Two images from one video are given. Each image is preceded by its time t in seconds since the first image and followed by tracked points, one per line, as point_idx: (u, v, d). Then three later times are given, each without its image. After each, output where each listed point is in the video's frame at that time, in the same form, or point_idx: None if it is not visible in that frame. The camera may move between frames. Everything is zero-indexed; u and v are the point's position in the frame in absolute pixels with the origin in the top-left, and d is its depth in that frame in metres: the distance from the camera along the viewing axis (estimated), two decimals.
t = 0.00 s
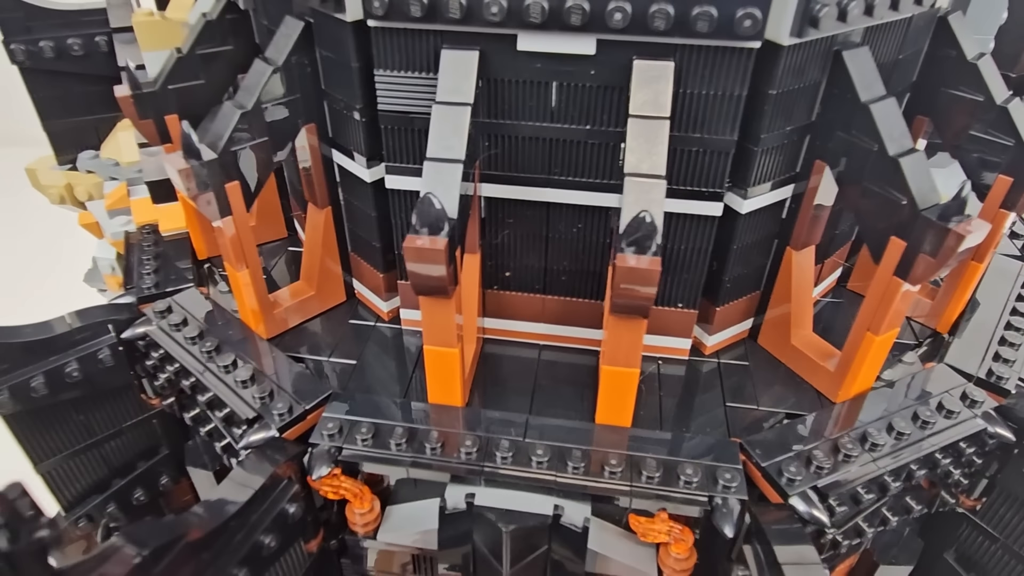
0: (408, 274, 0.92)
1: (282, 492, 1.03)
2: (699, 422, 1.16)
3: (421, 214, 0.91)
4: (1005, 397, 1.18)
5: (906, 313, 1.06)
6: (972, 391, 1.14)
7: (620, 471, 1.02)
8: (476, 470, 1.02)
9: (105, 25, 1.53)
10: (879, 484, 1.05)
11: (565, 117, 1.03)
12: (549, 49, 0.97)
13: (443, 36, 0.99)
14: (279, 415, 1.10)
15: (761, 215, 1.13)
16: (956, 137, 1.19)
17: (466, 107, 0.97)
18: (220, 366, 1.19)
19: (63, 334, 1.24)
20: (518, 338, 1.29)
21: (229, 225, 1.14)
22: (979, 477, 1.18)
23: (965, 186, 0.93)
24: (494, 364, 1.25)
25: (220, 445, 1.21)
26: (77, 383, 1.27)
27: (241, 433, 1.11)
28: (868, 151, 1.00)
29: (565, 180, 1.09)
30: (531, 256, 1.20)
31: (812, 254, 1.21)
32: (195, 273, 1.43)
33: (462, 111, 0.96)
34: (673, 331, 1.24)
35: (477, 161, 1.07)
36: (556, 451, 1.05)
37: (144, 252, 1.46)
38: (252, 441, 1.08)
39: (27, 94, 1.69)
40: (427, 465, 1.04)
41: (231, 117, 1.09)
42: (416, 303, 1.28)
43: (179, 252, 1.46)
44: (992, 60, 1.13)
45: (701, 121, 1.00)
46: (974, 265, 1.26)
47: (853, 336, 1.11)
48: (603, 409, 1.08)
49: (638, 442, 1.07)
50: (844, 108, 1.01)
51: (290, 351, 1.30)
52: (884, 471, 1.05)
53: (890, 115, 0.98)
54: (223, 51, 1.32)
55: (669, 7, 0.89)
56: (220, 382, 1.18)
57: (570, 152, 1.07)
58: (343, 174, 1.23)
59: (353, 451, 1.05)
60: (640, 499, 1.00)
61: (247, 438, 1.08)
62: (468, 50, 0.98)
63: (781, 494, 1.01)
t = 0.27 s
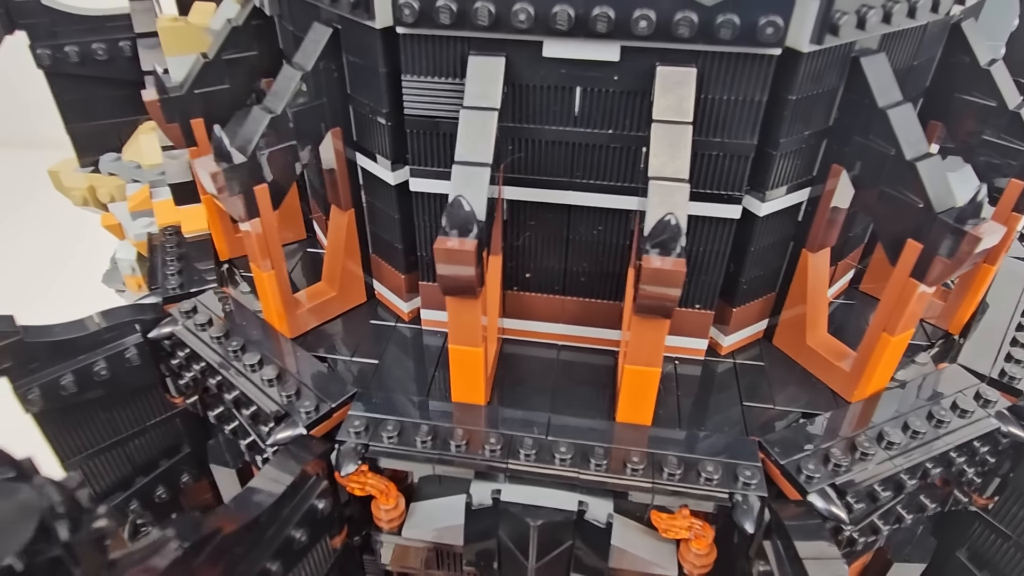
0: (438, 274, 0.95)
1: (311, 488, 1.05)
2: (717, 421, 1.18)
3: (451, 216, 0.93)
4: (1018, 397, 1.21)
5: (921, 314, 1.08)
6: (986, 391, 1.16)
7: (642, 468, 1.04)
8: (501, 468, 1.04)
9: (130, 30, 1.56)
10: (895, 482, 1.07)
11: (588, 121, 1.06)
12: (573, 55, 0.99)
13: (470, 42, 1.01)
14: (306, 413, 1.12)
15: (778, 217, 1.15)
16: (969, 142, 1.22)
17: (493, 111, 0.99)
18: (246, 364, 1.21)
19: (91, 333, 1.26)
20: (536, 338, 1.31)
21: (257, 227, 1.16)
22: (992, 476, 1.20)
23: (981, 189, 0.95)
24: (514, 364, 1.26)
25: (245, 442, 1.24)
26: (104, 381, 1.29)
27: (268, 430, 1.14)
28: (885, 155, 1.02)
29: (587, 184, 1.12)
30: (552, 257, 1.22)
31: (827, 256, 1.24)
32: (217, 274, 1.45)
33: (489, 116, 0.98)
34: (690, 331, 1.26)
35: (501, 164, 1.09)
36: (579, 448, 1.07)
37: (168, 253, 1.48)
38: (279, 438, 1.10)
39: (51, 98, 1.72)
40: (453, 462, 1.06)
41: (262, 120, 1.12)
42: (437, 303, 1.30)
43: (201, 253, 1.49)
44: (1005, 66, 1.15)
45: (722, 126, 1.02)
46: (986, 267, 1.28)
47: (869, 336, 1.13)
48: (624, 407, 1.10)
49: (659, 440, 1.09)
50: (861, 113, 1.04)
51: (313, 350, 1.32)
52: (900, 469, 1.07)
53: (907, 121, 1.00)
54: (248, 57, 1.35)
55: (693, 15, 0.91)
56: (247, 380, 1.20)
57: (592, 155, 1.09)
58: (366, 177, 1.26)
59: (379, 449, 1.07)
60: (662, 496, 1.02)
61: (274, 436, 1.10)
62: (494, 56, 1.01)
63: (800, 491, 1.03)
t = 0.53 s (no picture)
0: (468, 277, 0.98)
1: (342, 487, 1.07)
2: (740, 420, 1.20)
3: (482, 221, 0.95)
4: None
5: (938, 317, 1.11)
6: (1000, 393, 1.19)
7: (666, 468, 1.06)
8: (528, 467, 1.07)
9: (156, 38, 1.59)
10: (913, 482, 1.09)
11: (613, 129, 1.08)
12: (599, 65, 1.02)
13: (498, 52, 1.04)
14: (336, 413, 1.15)
15: (797, 223, 1.17)
16: (983, 149, 1.24)
17: (521, 119, 1.02)
18: (275, 366, 1.24)
19: (123, 335, 1.29)
20: (557, 340, 1.33)
21: (287, 231, 1.19)
22: (1007, 477, 1.22)
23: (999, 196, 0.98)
24: (536, 366, 1.29)
25: (272, 443, 1.26)
26: (133, 383, 1.31)
27: (299, 431, 1.16)
28: (903, 162, 1.05)
29: (611, 189, 1.14)
30: (574, 262, 1.25)
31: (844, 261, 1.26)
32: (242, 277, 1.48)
33: (517, 124, 1.01)
34: (709, 334, 1.28)
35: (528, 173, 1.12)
36: (603, 449, 1.09)
37: (193, 256, 1.52)
38: (308, 438, 1.12)
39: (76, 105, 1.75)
40: (480, 462, 1.08)
41: (291, 130, 1.13)
42: (459, 306, 1.32)
43: (226, 257, 1.52)
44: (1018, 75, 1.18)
45: (744, 134, 1.05)
46: (1000, 272, 1.28)
47: (886, 339, 1.15)
48: (647, 408, 1.12)
49: (681, 441, 1.11)
50: (880, 121, 1.06)
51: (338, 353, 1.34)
52: (918, 469, 1.09)
53: (924, 129, 1.03)
54: (275, 65, 1.38)
55: (718, 26, 0.94)
56: (276, 382, 1.23)
57: (616, 162, 1.11)
58: (392, 183, 1.29)
59: (408, 448, 1.09)
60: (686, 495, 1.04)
61: (304, 436, 1.12)
62: (523, 66, 1.03)
63: (820, 490, 1.05)
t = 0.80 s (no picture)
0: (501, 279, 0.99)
1: (373, 487, 1.09)
2: (764, 423, 1.21)
3: (515, 226, 0.98)
4: None
5: (960, 321, 1.12)
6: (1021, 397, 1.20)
7: (693, 469, 1.08)
8: (556, 469, 1.08)
9: (180, 45, 1.61)
10: (937, 484, 1.11)
11: (640, 135, 1.10)
12: (628, 72, 1.04)
13: (528, 59, 1.06)
14: (364, 416, 1.16)
15: (820, 228, 1.19)
16: (1001, 155, 1.26)
17: (551, 125, 1.03)
18: (302, 369, 1.26)
19: (151, 338, 1.31)
20: (579, 344, 1.34)
21: (315, 235, 1.20)
22: None
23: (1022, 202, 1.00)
24: (559, 369, 1.30)
25: (298, 445, 1.28)
26: (160, 385, 1.32)
27: (327, 432, 1.17)
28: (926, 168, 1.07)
29: (636, 194, 1.16)
30: (598, 266, 1.26)
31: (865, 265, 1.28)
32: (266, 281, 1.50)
33: (548, 130, 1.03)
34: (731, 337, 1.30)
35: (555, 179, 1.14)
36: (630, 450, 1.10)
37: (216, 260, 1.53)
38: (336, 440, 1.13)
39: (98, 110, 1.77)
40: (509, 464, 1.10)
41: (323, 136, 1.15)
42: (482, 311, 1.33)
43: (249, 261, 1.53)
44: None
45: (770, 140, 1.07)
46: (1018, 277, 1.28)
47: (908, 343, 1.16)
48: (673, 411, 1.13)
49: (706, 442, 1.13)
50: (903, 128, 1.08)
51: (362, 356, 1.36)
52: (942, 472, 1.10)
53: (948, 136, 1.05)
54: (301, 71, 1.40)
55: (747, 35, 0.96)
56: (303, 384, 1.24)
57: (643, 167, 1.13)
58: (417, 188, 1.30)
59: (437, 450, 1.11)
60: (714, 497, 1.06)
61: (333, 438, 1.13)
62: (552, 73, 1.05)
63: (846, 491, 1.06)
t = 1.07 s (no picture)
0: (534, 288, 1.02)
1: (406, 491, 1.09)
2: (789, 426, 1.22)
3: (550, 232, 0.99)
4: None
5: (984, 326, 1.13)
6: None
7: (723, 473, 1.09)
8: (587, 473, 1.09)
9: (202, 52, 1.62)
10: (963, 487, 1.12)
11: (669, 142, 1.11)
12: (659, 80, 1.05)
13: (560, 67, 1.07)
14: (394, 420, 1.16)
15: (845, 234, 1.20)
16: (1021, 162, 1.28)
17: (584, 132, 1.05)
18: (331, 373, 1.26)
19: (178, 343, 1.32)
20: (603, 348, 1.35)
21: (345, 240, 1.21)
22: None
23: None
24: (584, 373, 1.31)
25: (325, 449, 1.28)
26: (187, 389, 1.33)
27: (356, 437, 1.17)
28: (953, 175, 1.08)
29: (664, 201, 1.17)
30: (624, 271, 1.27)
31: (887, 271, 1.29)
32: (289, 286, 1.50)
33: (581, 137, 1.04)
34: (754, 342, 1.31)
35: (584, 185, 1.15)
36: (660, 455, 1.11)
37: (238, 264, 1.52)
38: (365, 445, 1.14)
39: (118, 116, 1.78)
40: (540, 468, 1.10)
41: (353, 142, 1.16)
42: (507, 316, 1.34)
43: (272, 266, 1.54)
44: None
45: (798, 148, 1.08)
46: None
47: (933, 349, 1.17)
48: (702, 415, 1.14)
49: (735, 447, 1.14)
50: (929, 136, 1.10)
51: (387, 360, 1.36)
52: (969, 475, 1.12)
53: (975, 144, 1.07)
54: (326, 78, 1.42)
55: (779, 44, 0.97)
56: (331, 389, 1.25)
57: (671, 174, 1.14)
58: (444, 194, 1.31)
59: (468, 454, 1.12)
60: (744, 502, 1.07)
61: (363, 443, 1.14)
62: (584, 81, 1.06)
63: (875, 495, 1.08)
